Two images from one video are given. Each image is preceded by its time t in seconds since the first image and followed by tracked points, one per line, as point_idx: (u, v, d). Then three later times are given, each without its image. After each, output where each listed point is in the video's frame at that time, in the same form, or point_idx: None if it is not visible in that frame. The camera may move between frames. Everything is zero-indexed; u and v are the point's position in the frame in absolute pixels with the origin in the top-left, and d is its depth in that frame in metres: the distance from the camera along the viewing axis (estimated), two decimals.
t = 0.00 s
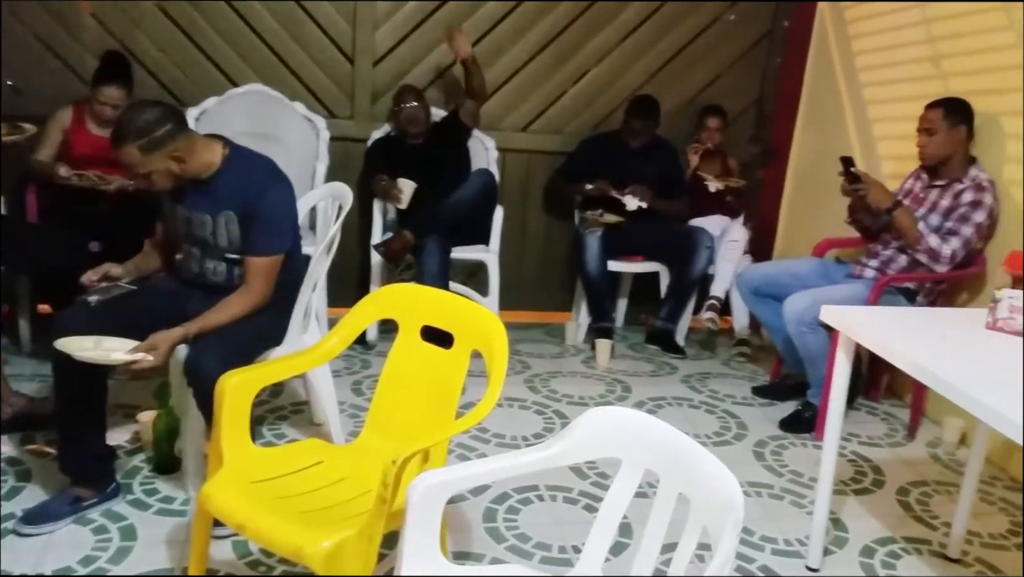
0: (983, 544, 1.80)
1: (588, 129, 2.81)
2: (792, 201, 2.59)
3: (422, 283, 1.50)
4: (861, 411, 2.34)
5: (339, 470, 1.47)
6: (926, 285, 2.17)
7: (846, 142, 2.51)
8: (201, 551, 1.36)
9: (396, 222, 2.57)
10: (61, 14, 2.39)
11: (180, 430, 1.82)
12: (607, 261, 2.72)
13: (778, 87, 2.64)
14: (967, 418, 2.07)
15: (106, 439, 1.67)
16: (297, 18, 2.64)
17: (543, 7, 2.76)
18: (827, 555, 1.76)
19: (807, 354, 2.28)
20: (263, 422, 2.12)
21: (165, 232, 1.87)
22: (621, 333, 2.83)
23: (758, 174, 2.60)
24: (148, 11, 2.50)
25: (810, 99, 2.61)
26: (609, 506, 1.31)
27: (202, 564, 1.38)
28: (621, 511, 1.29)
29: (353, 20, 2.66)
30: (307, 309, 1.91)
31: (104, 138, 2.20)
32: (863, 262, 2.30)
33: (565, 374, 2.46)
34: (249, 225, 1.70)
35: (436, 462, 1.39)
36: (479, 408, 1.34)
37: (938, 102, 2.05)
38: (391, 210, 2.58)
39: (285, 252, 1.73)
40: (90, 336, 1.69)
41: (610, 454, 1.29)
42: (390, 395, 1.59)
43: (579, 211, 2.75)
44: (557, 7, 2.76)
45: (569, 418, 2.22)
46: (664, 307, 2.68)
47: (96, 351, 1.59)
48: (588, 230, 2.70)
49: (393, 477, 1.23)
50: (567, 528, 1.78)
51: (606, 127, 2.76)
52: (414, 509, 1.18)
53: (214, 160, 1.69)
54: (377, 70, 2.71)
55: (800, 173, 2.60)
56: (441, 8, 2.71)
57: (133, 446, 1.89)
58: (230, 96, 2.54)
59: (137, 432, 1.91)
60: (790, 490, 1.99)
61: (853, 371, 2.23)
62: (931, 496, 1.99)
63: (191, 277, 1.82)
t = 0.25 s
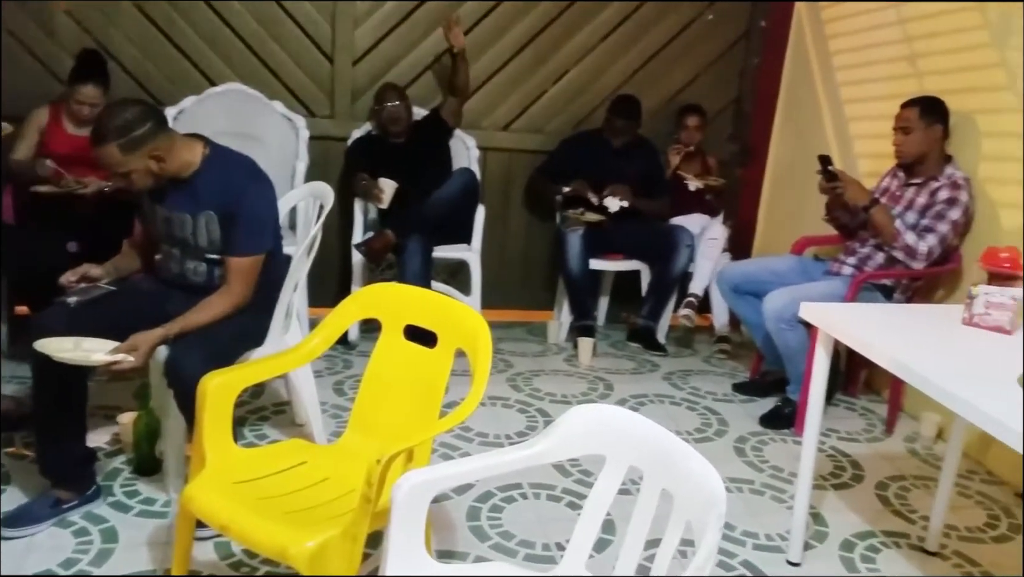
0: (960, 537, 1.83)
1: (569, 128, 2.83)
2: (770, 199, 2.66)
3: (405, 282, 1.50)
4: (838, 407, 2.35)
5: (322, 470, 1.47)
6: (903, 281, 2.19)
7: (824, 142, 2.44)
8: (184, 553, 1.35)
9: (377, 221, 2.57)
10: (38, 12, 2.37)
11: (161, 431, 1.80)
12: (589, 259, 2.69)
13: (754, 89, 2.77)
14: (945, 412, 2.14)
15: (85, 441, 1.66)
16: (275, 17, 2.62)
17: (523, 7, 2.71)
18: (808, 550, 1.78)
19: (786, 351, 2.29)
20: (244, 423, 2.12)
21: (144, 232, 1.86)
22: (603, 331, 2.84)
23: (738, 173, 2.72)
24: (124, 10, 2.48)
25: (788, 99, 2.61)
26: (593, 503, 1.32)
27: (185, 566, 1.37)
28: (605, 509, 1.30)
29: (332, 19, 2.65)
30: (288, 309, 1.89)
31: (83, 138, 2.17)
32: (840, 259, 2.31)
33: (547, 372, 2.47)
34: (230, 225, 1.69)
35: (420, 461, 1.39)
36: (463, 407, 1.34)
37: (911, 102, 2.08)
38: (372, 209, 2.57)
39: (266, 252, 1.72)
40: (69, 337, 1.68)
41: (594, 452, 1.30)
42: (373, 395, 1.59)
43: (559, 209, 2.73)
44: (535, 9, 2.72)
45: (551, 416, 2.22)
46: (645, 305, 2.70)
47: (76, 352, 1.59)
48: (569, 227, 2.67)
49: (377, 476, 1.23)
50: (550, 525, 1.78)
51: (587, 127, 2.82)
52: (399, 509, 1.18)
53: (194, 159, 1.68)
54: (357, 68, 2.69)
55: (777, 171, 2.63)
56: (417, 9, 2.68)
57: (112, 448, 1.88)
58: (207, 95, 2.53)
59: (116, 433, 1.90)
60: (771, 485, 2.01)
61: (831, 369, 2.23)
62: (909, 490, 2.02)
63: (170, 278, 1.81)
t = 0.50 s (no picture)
0: (944, 532, 1.86)
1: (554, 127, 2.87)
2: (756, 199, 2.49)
3: (394, 283, 1.50)
4: (823, 406, 2.33)
5: (311, 471, 1.47)
6: (885, 280, 2.25)
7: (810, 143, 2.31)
8: (172, 556, 1.35)
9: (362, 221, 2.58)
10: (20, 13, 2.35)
11: (147, 433, 1.79)
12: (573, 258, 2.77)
13: (738, 87, 2.56)
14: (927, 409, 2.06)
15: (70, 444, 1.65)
16: (258, 17, 2.62)
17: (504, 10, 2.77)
18: (794, 546, 1.79)
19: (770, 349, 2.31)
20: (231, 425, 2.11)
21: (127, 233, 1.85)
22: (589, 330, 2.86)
23: (721, 172, 2.48)
24: (106, 10, 2.44)
25: (771, 97, 2.39)
26: (581, 502, 1.33)
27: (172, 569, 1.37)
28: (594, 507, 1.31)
29: (316, 19, 2.66)
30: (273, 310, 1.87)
31: (65, 139, 2.06)
32: (823, 256, 2.42)
33: (534, 373, 2.47)
34: (216, 226, 1.68)
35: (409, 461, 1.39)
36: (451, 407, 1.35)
37: (896, 101, 2.03)
38: (358, 209, 2.59)
39: (252, 253, 1.72)
40: (55, 340, 1.68)
41: (582, 450, 1.31)
42: (361, 395, 1.59)
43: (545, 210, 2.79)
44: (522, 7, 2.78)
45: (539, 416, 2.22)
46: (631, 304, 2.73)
47: (63, 355, 1.61)
48: (556, 228, 2.75)
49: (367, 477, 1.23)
50: (539, 524, 1.79)
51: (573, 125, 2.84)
52: (389, 509, 1.18)
53: (180, 160, 1.68)
54: (341, 68, 2.71)
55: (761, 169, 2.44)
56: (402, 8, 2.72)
57: (97, 450, 1.86)
58: (190, 95, 2.52)
59: (100, 436, 1.87)
60: (757, 482, 2.02)
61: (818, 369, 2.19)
62: (893, 487, 2.04)
63: (155, 279, 1.80)
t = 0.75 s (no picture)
0: (930, 528, 1.88)
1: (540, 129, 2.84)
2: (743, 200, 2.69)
3: (383, 284, 1.50)
4: (809, 403, 2.42)
5: (300, 472, 1.46)
6: (869, 278, 2.26)
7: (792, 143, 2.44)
8: (161, 559, 1.34)
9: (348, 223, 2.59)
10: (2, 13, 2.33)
11: (134, 436, 1.78)
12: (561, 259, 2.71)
13: (722, 87, 2.73)
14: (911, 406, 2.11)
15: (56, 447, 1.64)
16: (241, 17, 2.61)
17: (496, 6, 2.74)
18: (781, 543, 1.80)
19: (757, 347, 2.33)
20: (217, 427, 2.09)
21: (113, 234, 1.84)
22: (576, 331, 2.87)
23: (707, 172, 2.75)
24: (88, 10, 2.45)
25: (754, 99, 2.61)
26: (572, 501, 1.33)
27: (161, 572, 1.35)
28: (585, 507, 1.30)
29: (301, 20, 2.64)
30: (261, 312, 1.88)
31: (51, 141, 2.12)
32: (808, 256, 2.39)
33: (522, 373, 2.48)
34: (203, 227, 1.68)
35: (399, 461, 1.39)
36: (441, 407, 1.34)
37: (879, 100, 2.07)
38: (344, 210, 2.58)
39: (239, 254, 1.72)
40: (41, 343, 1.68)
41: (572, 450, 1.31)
42: (350, 396, 1.59)
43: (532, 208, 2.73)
44: (508, 6, 2.75)
45: (527, 416, 2.23)
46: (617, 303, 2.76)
47: (48, 359, 1.57)
48: (542, 228, 2.68)
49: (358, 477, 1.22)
50: (528, 524, 1.79)
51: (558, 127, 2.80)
52: (381, 510, 1.18)
53: (166, 161, 1.67)
54: (326, 69, 2.70)
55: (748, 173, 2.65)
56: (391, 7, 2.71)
57: (84, 454, 1.85)
58: (176, 97, 2.51)
59: (87, 440, 1.87)
60: (745, 480, 2.03)
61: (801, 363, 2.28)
62: (878, 483, 2.05)
63: (141, 281, 1.79)
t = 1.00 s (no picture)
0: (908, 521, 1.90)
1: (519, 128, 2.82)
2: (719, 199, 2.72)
3: (363, 284, 1.49)
4: (788, 398, 2.45)
5: (282, 474, 1.46)
6: (846, 275, 2.33)
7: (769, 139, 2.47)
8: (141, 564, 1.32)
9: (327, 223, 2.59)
10: None
11: (112, 440, 1.77)
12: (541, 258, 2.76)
13: (700, 84, 2.71)
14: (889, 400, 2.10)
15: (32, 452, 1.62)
16: (216, 17, 2.61)
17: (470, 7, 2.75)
18: (762, 537, 1.82)
19: (736, 344, 2.34)
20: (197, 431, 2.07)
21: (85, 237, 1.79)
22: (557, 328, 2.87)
23: (688, 171, 2.74)
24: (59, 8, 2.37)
25: (730, 100, 2.61)
26: (555, 499, 1.33)
27: None
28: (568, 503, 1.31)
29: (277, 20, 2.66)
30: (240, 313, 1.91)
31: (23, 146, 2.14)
32: (785, 252, 2.47)
33: (502, 372, 2.48)
34: (181, 229, 1.69)
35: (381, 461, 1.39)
36: (424, 407, 1.34)
37: (853, 98, 2.08)
38: (321, 210, 2.59)
39: (217, 256, 1.75)
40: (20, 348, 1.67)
41: (554, 447, 1.32)
42: (331, 397, 1.58)
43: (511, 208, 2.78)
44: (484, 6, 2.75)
45: (508, 415, 2.23)
46: (597, 301, 2.78)
47: (23, 360, 1.56)
48: (522, 227, 2.73)
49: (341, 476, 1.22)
50: (511, 522, 1.80)
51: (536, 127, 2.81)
52: (365, 510, 1.18)
53: (143, 162, 1.64)
54: (302, 69, 2.70)
55: (724, 170, 2.67)
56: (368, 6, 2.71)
57: (62, 458, 1.84)
58: (150, 97, 2.42)
59: (65, 444, 1.85)
60: (725, 475, 2.05)
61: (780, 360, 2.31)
62: (857, 477, 2.08)
63: (115, 283, 1.74)
